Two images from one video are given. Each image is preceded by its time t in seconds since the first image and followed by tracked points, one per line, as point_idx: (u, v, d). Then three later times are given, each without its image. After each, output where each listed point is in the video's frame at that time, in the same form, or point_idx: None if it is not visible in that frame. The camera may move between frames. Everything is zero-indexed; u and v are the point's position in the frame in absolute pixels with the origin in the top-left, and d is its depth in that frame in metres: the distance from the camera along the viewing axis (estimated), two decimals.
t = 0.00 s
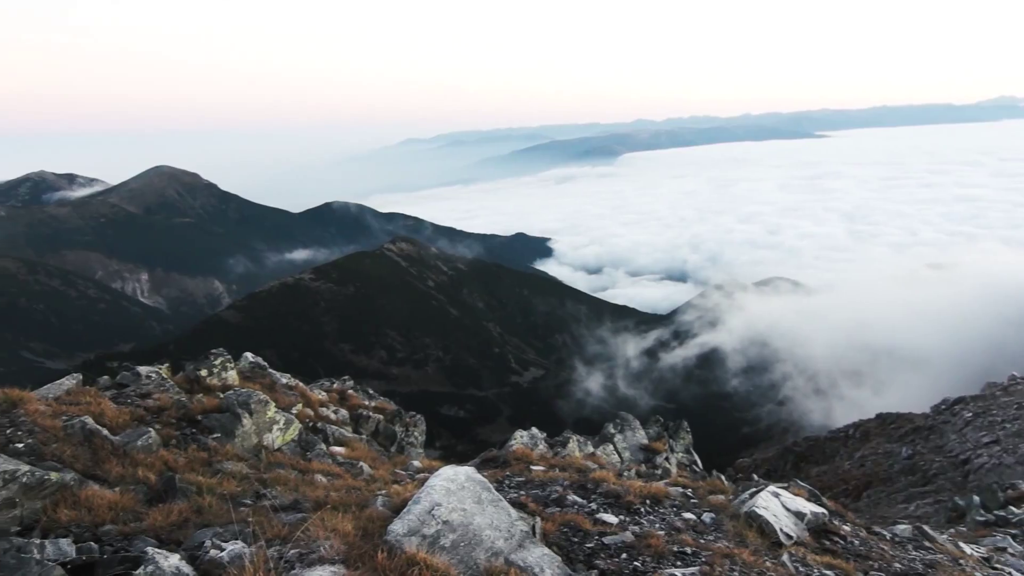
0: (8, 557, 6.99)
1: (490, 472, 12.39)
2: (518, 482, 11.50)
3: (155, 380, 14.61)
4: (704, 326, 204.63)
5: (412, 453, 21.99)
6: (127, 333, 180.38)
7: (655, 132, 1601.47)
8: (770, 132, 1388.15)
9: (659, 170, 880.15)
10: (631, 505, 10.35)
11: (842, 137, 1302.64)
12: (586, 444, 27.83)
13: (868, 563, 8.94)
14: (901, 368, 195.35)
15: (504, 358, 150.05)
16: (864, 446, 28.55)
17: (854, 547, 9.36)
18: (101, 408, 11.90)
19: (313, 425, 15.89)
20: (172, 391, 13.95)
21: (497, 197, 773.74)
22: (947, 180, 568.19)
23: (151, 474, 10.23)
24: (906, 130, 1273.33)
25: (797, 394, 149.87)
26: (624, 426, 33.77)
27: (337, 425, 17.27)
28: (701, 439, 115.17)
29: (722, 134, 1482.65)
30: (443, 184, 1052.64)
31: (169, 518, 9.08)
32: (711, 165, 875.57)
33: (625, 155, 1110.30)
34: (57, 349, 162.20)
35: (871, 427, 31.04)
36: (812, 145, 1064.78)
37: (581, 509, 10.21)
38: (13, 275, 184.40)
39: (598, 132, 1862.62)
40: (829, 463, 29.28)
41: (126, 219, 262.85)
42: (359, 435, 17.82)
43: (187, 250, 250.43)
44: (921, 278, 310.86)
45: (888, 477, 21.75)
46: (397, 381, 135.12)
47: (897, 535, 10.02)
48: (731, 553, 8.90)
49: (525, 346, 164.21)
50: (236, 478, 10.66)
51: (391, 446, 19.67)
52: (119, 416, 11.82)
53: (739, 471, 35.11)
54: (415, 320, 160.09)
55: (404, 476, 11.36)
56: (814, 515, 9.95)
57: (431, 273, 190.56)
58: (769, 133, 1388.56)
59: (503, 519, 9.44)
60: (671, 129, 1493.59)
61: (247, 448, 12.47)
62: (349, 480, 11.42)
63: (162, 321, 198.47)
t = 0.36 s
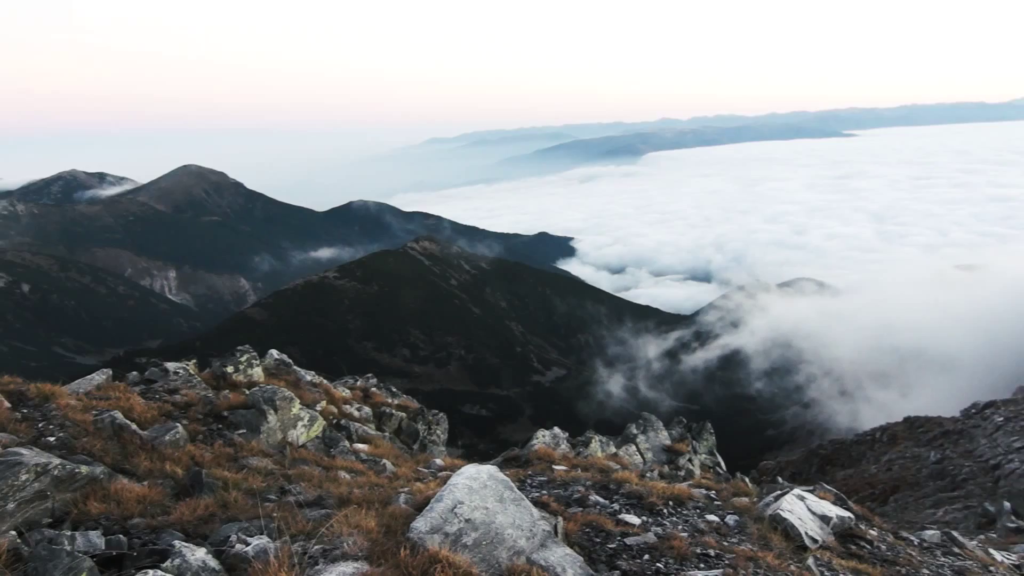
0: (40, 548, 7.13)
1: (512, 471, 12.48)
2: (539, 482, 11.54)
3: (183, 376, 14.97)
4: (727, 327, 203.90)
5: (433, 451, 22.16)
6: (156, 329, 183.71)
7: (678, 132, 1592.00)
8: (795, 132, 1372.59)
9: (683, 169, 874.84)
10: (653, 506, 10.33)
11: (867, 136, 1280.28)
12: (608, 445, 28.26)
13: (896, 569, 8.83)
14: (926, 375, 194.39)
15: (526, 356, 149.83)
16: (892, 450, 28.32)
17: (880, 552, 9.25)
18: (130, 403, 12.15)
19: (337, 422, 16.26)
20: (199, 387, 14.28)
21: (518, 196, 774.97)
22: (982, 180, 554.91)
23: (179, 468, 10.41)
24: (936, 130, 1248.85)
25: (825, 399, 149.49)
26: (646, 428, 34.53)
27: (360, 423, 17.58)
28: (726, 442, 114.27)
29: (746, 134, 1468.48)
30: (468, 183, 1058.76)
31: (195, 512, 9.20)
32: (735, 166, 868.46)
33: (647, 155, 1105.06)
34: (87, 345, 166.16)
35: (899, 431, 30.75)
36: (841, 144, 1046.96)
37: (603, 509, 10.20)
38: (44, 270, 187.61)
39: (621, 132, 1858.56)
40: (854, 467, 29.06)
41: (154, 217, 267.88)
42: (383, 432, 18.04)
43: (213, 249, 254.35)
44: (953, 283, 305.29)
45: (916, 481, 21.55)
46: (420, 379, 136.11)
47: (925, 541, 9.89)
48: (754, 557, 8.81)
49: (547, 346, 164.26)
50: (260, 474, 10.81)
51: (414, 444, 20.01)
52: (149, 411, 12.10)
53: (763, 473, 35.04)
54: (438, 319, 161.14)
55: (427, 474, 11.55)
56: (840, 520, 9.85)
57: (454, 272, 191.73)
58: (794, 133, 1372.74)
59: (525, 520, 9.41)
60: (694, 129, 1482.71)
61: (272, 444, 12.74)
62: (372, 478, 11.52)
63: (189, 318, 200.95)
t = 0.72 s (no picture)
0: (73, 539, 7.17)
1: (535, 469, 12.61)
2: (561, 481, 11.56)
3: (210, 372, 15.30)
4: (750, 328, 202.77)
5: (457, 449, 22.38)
6: (184, 325, 187.32)
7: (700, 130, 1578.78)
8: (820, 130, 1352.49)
9: (706, 168, 868.32)
10: (677, 507, 10.30)
11: (896, 134, 1255.41)
12: (631, 445, 28.45)
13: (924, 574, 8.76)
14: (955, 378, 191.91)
15: (549, 355, 149.70)
16: (920, 453, 27.96)
17: (910, 558, 9.12)
18: (159, 397, 12.37)
19: (361, 419, 16.57)
20: (225, 382, 14.62)
21: (540, 195, 776.61)
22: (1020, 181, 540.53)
23: (205, 463, 10.57)
24: (968, 128, 1220.38)
25: (851, 401, 148.60)
26: (670, 428, 34.64)
27: (383, 420, 17.86)
28: (750, 444, 113.46)
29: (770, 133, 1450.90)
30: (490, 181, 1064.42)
31: (222, 507, 9.31)
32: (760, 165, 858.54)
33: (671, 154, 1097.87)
34: (118, 341, 170.42)
35: (928, 434, 30.32)
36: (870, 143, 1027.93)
37: (626, 509, 10.17)
38: (77, 267, 192.26)
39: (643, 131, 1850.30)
40: (881, 470, 28.73)
41: (182, 214, 272.70)
42: (406, 430, 18.27)
43: (239, 246, 258.36)
44: (985, 287, 298.96)
45: (946, 485, 21.20)
46: (442, 376, 137.00)
47: (955, 547, 9.80)
48: (779, 560, 8.74)
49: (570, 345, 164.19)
50: (286, 469, 10.94)
51: (436, 441, 20.25)
52: (177, 405, 12.33)
53: (786, 475, 34.86)
54: (462, 317, 162.05)
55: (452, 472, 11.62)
56: (867, 524, 9.75)
57: (477, 270, 192.48)
58: (819, 131, 1352.65)
59: (548, 519, 9.41)
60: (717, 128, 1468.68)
61: (297, 439, 12.90)
62: (394, 475, 11.69)
63: (216, 315, 204.06)
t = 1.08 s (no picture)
0: (101, 531, 7.27)
1: (555, 468, 12.64)
2: (581, 480, 11.52)
3: (234, 368, 15.56)
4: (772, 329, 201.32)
5: (477, 448, 22.52)
6: (209, 321, 189.72)
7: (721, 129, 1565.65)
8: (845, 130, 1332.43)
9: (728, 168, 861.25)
10: (698, 508, 10.27)
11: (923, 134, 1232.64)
12: (651, 445, 28.43)
13: None
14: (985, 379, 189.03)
15: (570, 355, 149.49)
16: (946, 457, 27.61)
17: (933, 562, 9.07)
18: (183, 394, 12.56)
19: (383, 416, 16.73)
20: (248, 378, 14.85)
21: (560, 194, 776.48)
22: None
23: (230, 458, 10.70)
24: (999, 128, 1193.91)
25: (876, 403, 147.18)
26: (692, 429, 34.56)
27: (404, 417, 18.05)
28: (772, 446, 112.55)
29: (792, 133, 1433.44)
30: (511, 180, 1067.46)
31: (245, 502, 9.37)
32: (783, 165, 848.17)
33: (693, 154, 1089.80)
34: (145, 337, 173.40)
35: (954, 438, 29.90)
36: (899, 143, 1009.16)
37: (646, 509, 10.17)
38: (105, 264, 195.68)
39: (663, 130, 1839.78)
40: (906, 474, 28.39)
41: (206, 212, 276.27)
42: (425, 427, 18.40)
43: (263, 244, 261.15)
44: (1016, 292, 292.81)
45: (971, 490, 20.91)
46: (462, 375, 137.52)
47: (979, 552, 9.71)
48: (802, 563, 8.67)
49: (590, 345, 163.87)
50: (308, 466, 11.05)
51: (457, 439, 20.37)
52: (201, 401, 12.51)
53: (808, 477, 34.49)
54: (483, 317, 162.48)
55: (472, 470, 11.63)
56: (890, 527, 9.71)
57: (498, 269, 192.77)
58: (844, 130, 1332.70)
59: (567, 518, 9.43)
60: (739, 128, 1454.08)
61: (319, 436, 13.07)
62: (415, 471, 11.83)
63: (241, 312, 206.61)
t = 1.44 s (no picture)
0: (123, 524, 7.38)
1: (571, 467, 12.70)
2: (599, 480, 11.48)
3: (255, 365, 15.87)
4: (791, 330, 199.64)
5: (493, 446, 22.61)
6: (232, 318, 192.10)
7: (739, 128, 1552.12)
8: (866, 129, 1312.93)
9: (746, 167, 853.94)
10: (718, 510, 10.21)
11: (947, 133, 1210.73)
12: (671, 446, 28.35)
13: None
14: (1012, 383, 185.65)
15: (588, 355, 149.23)
16: (972, 462, 27.21)
17: (958, 567, 8.99)
18: (206, 390, 12.73)
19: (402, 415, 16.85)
20: (268, 375, 15.06)
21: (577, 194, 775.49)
22: None
23: (251, 454, 10.82)
24: None
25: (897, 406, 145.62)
26: (711, 430, 34.44)
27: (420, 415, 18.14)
28: (792, 448, 111.60)
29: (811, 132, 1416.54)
30: (528, 180, 1069.58)
31: (265, 498, 9.48)
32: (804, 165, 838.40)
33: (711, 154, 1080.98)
34: (168, 334, 176.06)
35: (980, 443, 29.38)
36: (924, 142, 991.46)
37: (665, 511, 10.15)
38: (131, 262, 198.88)
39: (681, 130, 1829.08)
40: (930, 478, 27.96)
41: (226, 210, 279.16)
42: (441, 426, 18.47)
43: (284, 242, 263.26)
44: None
45: (997, 496, 20.55)
46: (479, 373, 137.99)
47: (1006, 560, 9.60)
48: (823, 567, 8.61)
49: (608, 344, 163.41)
50: (327, 462, 11.18)
51: (474, 437, 20.44)
52: (224, 398, 12.71)
53: (829, 480, 34.11)
54: (502, 316, 162.70)
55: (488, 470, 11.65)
56: (914, 532, 9.62)
57: (516, 268, 192.97)
58: (865, 130, 1313.52)
59: (585, 517, 9.40)
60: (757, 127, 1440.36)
61: (338, 433, 13.23)
62: (434, 471, 11.95)
63: (262, 309, 208.86)
